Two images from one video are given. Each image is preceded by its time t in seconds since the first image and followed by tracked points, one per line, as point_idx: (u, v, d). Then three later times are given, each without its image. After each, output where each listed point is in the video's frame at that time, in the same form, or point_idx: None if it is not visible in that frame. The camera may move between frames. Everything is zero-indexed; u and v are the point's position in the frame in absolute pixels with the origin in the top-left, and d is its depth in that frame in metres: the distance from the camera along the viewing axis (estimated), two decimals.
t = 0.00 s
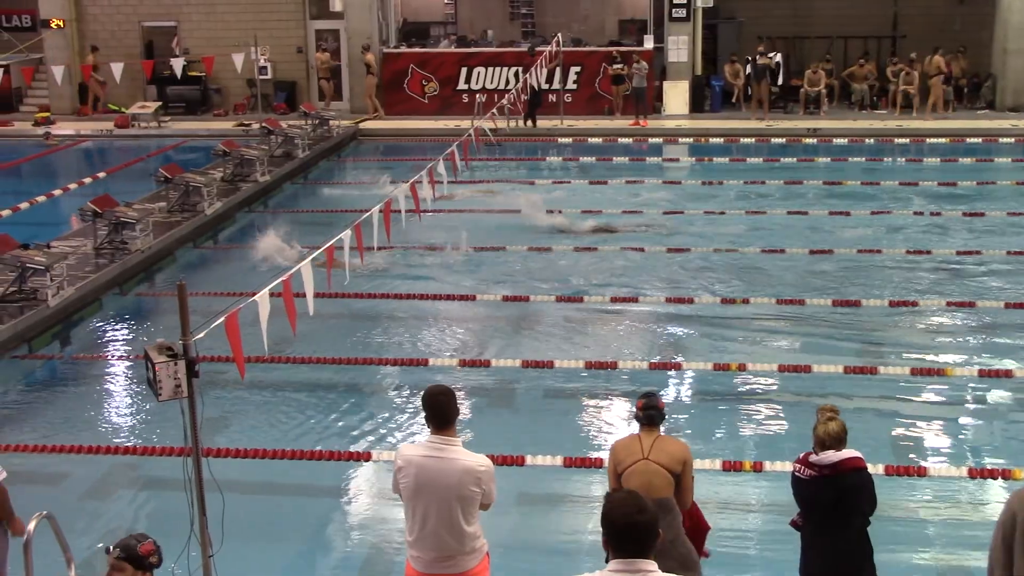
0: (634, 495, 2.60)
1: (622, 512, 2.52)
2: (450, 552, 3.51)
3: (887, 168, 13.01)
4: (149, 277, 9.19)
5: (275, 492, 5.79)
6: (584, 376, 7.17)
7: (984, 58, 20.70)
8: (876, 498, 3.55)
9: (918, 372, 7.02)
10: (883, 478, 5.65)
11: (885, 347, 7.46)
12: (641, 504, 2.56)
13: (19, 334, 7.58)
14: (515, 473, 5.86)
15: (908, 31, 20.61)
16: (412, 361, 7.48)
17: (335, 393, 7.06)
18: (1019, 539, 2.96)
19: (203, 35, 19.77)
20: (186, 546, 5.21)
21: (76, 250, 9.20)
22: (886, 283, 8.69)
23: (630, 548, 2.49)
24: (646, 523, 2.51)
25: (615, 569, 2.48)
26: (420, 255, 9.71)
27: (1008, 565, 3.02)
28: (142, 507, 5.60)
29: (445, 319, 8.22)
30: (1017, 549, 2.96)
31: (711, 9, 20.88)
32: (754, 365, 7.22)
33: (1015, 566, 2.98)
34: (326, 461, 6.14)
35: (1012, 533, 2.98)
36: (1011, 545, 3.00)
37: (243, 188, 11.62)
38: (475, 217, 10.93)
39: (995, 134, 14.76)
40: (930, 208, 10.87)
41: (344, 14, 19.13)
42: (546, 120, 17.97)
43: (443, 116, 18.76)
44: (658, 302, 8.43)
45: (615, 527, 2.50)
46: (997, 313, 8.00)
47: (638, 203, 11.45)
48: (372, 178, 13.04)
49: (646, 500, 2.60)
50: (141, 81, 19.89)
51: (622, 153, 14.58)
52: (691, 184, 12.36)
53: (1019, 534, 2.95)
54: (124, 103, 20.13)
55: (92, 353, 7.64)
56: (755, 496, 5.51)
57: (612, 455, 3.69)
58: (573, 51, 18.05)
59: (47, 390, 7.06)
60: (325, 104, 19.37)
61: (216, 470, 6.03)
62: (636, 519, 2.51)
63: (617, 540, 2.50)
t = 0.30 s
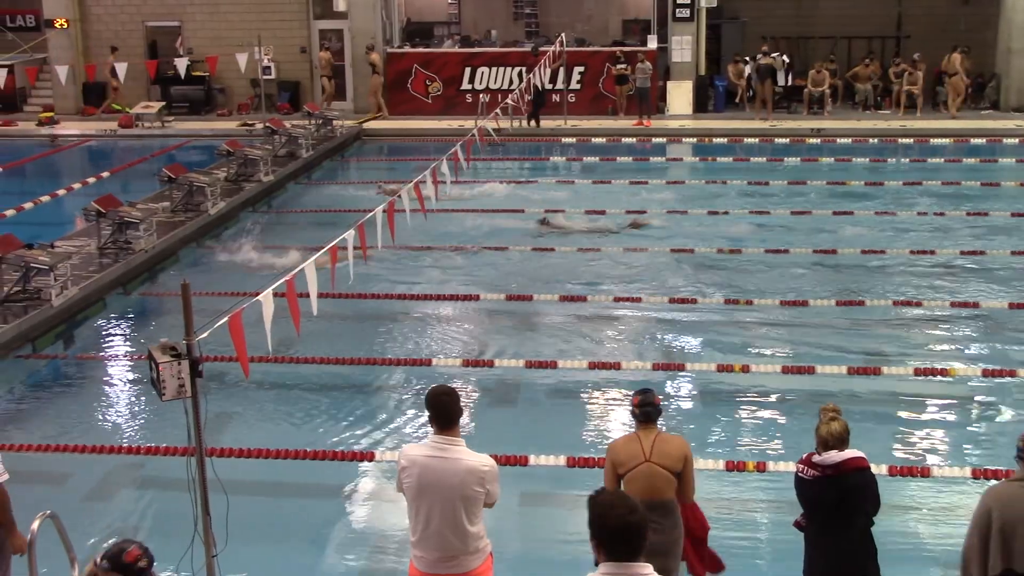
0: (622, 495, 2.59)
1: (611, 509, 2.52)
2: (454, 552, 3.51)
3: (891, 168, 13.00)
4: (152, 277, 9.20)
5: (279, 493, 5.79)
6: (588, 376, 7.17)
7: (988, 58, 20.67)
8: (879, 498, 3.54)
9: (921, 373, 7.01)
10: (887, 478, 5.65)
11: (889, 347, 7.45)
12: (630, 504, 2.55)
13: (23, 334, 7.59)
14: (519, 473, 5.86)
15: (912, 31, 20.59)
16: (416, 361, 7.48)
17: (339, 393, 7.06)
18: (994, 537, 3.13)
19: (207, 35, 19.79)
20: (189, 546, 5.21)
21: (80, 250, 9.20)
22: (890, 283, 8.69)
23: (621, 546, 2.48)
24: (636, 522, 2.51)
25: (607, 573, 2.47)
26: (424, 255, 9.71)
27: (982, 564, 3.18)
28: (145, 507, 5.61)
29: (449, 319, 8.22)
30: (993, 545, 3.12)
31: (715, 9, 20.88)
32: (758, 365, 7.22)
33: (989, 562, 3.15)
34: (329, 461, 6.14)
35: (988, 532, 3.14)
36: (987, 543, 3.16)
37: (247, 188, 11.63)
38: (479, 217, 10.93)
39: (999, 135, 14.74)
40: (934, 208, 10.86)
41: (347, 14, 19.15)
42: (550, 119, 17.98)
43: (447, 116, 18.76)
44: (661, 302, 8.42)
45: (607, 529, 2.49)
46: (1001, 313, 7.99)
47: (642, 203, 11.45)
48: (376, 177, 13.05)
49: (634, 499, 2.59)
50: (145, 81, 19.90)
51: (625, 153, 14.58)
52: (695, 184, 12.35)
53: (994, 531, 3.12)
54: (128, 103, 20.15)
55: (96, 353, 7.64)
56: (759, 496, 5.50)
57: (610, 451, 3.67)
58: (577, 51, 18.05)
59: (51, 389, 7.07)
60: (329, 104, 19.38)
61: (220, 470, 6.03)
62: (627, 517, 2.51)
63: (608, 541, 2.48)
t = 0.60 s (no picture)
0: (605, 498, 2.58)
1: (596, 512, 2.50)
2: (456, 552, 3.50)
3: (893, 168, 12.99)
4: (154, 277, 9.20)
5: (280, 492, 5.79)
6: (589, 376, 7.16)
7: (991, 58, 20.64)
8: (881, 498, 3.53)
9: (923, 373, 7.01)
10: (888, 478, 5.65)
11: (891, 347, 7.44)
12: (614, 508, 2.53)
13: (25, 334, 7.59)
14: (520, 473, 5.86)
15: (914, 31, 20.58)
16: (418, 361, 7.48)
17: (340, 393, 7.06)
18: (973, 530, 3.29)
19: (209, 35, 19.81)
20: (191, 545, 5.21)
21: (82, 250, 9.21)
22: (892, 283, 8.68)
23: (608, 550, 2.47)
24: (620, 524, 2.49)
25: None
26: (426, 255, 9.71)
27: (960, 556, 3.35)
28: (147, 507, 5.61)
29: (450, 319, 8.22)
30: (971, 539, 3.29)
31: (717, 10, 20.89)
32: (759, 365, 7.22)
33: (966, 555, 3.32)
34: (331, 461, 6.14)
35: (967, 526, 3.31)
36: (966, 536, 3.32)
37: (249, 188, 11.64)
38: (481, 217, 10.93)
39: (1001, 135, 14.73)
40: (936, 208, 10.85)
41: (349, 14, 19.17)
42: (552, 119, 17.98)
43: (449, 116, 18.76)
44: (663, 302, 8.42)
45: (590, 533, 2.48)
46: (1003, 313, 7.99)
47: (644, 203, 11.44)
48: (378, 177, 13.05)
49: (617, 501, 2.57)
50: (147, 81, 19.91)
51: (628, 153, 14.58)
52: (697, 184, 12.35)
53: (974, 526, 3.28)
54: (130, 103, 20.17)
55: (98, 353, 7.64)
56: (761, 497, 5.50)
57: (615, 448, 3.66)
58: (579, 51, 18.05)
59: (53, 389, 7.07)
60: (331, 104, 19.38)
61: (221, 470, 6.03)
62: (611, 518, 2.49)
63: (592, 548, 2.47)
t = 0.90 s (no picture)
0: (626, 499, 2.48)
1: (613, 510, 2.41)
2: (459, 552, 3.50)
3: (896, 168, 12.98)
4: (158, 277, 9.21)
5: (284, 493, 5.79)
6: (593, 376, 7.16)
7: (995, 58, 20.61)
8: (885, 498, 3.53)
9: (927, 373, 7.00)
10: (892, 479, 5.64)
11: (894, 348, 7.44)
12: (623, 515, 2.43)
13: (29, 333, 7.60)
14: (524, 473, 5.86)
15: (918, 31, 20.56)
16: (421, 361, 7.48)
17: (344, 393, 7.07)
18: (972, 530, 3.29)
19: (212, 35, 19.82)
20: (195, 545, 5.22)
21: (86, 250, 9.22)
22: (895, 283, 8.68)
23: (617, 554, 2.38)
24: (633, 529, 2.39)
25: None
26: (430, 255, 9.71)
27: (959, 555, 3.36)
28: (150, 507, 5.61)
29: (454, 319, 8.22)
30: (970, 540, 3.30)
31: (721, 10, 20.90)
32: (763, 365, 7.21)
33: (966, 556, 3.33)
34: (335, 461, 6.15)
35: (967, 526, 3.31)
36: (965, 536, 3.33)
37: (253, 187, 11.64)
38: (484, 217, 10.93)
39: (1005, 135, 14.72)
40: (940, 209, 10.84)
41: (353, 14, 19.18)
42: (555, 119, 17.99)
43: (452, 116, 18.75)
44: (666, 303, 8.41)
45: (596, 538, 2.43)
46: (1007, 314, 7.98)
47: (648, 203, 11.44)
48: (382, 177, 13.05)
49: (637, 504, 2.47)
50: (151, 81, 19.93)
51: (631, 153, 14.58)
52: (700, 184, 12.35)
53: (972, 527, 3.29)
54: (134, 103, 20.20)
55: (101, 353, 7.65)
56: (764, 497, 5.50)
57: (618, 453, 3.66)
58: (583, 51, 18.03)
59: (57, 389, 7.08)
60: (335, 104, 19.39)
61: (225, 470, 6.03)
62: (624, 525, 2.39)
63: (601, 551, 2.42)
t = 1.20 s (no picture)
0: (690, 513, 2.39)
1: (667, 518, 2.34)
2: (460, 552, 3.51)
3: (897, 168, 12.98)
4: (160, 277, 9.21)
5: (285, 492, 5.79)
6: (594, 376, 7.17)
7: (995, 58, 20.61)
8: (886, 497, 3.54)
9: (928, 373, 7.00)
10: (893, 478, 5.64)
11: (895, 347, 7.44)
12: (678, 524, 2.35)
13: (30, 333, 7.60)
14: (526, 473, 5.87)
15: (920, 31, 20.56)
16: (422, 361, 7.48)
17: (344, 393, 7.07)
18: (983, 529, 3.30)
19: (214, 35, 19.82)
20: (196, 545, 5.22)
21: (87, 250, 9.22)
22: (896, 283, 8.68)
23: (669, 561, 2.31)
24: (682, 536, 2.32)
25: None
26: (431, 255, 9.71)
27: (970, 556, 3.36)
28: (151, 507, 5.61)
29: (455, 319, 8.22)
30: (981, 539, 3.30)
31: (722, 10, 20.90)
32: (764, 365, 7.21)
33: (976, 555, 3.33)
34: (336, 461, 6.15)
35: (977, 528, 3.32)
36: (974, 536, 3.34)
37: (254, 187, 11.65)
38: (486, 217, 10.93)
39: (1006, 136, 14.72)
40: (941, 209, 10.84)
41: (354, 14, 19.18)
42: (556, 119, 18.00)
43: (454, 116, 18.75)
44: (667, 302, 8.41)
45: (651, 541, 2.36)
46: (1008, 314, 7.98)
47: (649, 203, 11.44)
48: (383, 177, 13.06)
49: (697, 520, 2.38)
50: (152, 81, 19.94)
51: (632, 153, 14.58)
52: (701, 184, 12.35)
53: (982, 526, 3.30)
54: (135, 103, 20.21)
55: (103, 353, 7.65)
56: (765, 497, 5.50)
57: (618, 455, 3.65)
58: (584, 51, 18.02)
59: (58, 389, 7.08)
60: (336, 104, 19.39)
61: (226, 470, 6.03)
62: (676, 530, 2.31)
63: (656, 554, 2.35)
